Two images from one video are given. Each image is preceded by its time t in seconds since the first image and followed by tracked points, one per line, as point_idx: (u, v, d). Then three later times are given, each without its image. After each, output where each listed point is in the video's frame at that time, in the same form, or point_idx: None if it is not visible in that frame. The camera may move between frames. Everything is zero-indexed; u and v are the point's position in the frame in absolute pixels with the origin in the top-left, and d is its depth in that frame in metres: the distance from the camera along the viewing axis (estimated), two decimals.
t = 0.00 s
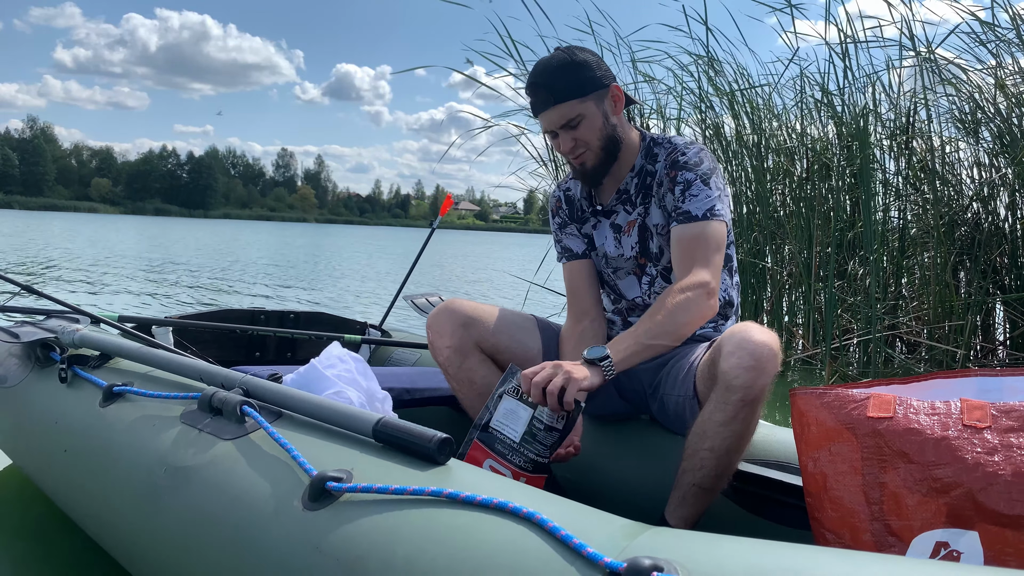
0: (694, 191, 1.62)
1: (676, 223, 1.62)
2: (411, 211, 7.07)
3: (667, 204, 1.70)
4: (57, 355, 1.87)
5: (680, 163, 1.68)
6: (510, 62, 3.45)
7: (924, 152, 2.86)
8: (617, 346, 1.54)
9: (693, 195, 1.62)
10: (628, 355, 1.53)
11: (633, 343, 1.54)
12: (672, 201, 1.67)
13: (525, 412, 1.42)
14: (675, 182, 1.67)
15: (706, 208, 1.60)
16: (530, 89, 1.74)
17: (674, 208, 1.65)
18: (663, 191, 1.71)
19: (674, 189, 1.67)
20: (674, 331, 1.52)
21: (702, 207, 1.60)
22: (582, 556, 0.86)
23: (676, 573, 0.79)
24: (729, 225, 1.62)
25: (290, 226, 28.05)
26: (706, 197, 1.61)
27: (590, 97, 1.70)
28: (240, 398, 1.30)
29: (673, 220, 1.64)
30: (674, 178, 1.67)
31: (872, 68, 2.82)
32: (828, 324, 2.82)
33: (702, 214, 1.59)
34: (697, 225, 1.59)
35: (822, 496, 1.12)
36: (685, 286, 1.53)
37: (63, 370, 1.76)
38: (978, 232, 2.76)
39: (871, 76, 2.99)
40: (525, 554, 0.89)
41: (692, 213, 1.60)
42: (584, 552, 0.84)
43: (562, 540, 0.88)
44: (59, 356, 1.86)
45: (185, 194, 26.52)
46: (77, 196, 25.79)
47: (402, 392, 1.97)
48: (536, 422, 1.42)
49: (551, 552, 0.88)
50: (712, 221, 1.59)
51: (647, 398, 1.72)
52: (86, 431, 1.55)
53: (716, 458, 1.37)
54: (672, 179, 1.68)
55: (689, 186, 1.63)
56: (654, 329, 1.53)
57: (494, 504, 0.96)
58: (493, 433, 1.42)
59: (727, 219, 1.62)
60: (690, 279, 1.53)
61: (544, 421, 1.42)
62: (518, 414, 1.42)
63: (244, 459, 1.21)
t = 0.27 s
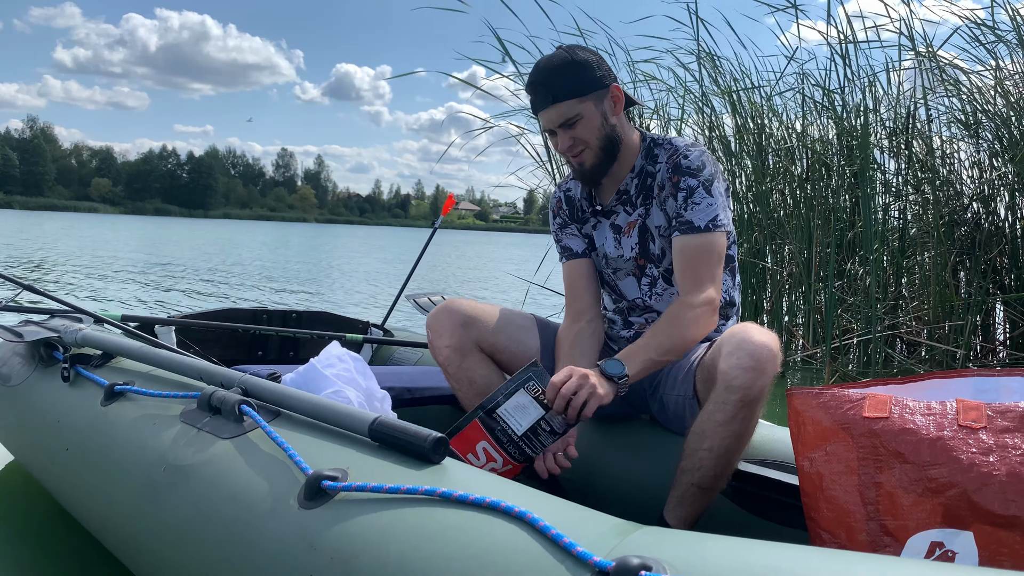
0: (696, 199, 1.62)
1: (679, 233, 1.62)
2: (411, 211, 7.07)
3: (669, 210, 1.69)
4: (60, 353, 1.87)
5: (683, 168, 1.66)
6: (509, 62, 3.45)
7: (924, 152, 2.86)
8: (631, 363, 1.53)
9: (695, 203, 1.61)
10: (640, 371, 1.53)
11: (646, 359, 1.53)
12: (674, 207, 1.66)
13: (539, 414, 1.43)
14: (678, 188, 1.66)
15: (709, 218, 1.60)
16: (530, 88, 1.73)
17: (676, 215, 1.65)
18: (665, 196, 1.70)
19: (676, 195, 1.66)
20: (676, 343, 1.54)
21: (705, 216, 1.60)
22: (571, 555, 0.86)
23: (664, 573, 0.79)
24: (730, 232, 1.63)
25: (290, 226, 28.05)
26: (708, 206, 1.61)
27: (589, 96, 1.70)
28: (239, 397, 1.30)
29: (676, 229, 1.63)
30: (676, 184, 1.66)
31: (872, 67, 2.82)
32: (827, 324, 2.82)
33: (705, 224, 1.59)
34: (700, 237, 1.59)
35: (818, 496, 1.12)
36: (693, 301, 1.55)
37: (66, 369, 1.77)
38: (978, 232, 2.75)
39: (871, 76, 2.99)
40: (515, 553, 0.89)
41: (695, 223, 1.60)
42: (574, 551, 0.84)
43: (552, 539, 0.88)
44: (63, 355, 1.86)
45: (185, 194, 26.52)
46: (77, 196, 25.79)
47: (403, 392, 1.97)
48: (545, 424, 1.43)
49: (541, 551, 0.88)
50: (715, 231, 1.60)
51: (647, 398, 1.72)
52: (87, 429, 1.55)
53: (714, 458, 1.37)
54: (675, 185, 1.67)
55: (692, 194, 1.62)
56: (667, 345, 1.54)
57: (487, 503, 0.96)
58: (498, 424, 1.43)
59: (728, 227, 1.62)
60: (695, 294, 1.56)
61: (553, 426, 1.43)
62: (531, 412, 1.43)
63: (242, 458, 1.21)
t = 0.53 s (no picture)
0: (699, 207, 1.63)
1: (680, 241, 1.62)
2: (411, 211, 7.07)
3: (671, 216, 1.70)
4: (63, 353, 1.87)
5: (686, 174, 1.66)
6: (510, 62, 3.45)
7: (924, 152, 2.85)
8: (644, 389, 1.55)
9: (698, 211, 1.62)
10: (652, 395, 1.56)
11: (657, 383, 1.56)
12: (677, 214, 1.67)
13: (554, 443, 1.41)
14: (681, 195, 1.66)
15: (712, 227, 1.61)
16: (533, 88, 1.73)
17: (679, 222, 1.66)
18: (667, 200, 1.71)
19: (680, 202, 1.66)
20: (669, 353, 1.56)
21: (707, 226, 1.61)
22: (563, 554, 0.86)
23: (653, 571, 0.79)
24: (731, 239, 1.66)
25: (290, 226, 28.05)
26: (711, 214, 1.62)
27: (593, 96, 1.70)
28: (237, 397, 1.30)
29: (678, 236, 1.64)
30: (680, 191, 1.66)
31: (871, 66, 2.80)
32: (827, 324, 2.82)
33: (707, 233, 1.60)
34: (703, 246, 1.60)
35: (816, 496, 1.12)
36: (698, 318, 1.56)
37: (69, 368, 1.77)
38: (978, 231, 2.75)
39: (872, 76, 2.99)
40: (507, 552, 0.89)
41: (697, 231, 1.61)
42: (565, 550, 0.84)
43: (543, 538, 0.88)
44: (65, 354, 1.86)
45: (185, 194, 26.52)
46: (78, 196, 25.80)
47: (404, 391, 1.97)
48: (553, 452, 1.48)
49: (533, 550, 0.88)
50: (716, 239, 1.61)
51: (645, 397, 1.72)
52: (88, 429, 1.55)
53: (712, 458, 1.37)
54: (678, 191, 1.67)
55: (695, 202, 1.63)
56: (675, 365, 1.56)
57: (480, 502, 0.96)
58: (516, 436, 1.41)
59: (730, 236, 1.64)
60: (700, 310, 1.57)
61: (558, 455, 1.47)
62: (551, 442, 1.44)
63: (240, 457, 1.21)
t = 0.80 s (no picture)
0: (707, 207, 1.63)
1: (687, 241, 1.63)
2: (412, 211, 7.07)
3: (677, 215, 1.70)
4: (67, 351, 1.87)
5: (693, 173, 1.67)
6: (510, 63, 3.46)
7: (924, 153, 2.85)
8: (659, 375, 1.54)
9: (705, 211, 1.63)
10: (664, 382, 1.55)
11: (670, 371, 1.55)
12: (684, 213, 1.67)
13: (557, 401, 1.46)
14: (688, 194, 1.67)
15: (719, 226, 1.61)
16: (543, 83, 1.73)
17: (685, 222, 1.66)
18: (673, 199, 1.71)
19: (687, 202, 1.67)
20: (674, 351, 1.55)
21: (715, 225, 1.61)
22: (554, 549, 0.86)
23: (642, 565, 0.80)
24: (737, 240, 1.66)
25: (290, 226, 28.06)
26: (718, 213, 1.62)
27: (603, 92, 1.70)
28: (237, 395, 1.30)
29: (686, 237, 1.64)
30: (687, 190, 1.67)
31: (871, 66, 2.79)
32: (827, 324, 2.82)
33: (715, 233, 1.61)
34: (711, 246, 1.60)
35: (812, 495, 1.12)
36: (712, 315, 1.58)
37: (72, 367, 1.77)
38: (978, 232, 2.75)
39: (872, 76, 2.98)
40: (499, 548, 0.89)
41: (704, 231, 1.62)
42: (555, 545, 0.85)
43: (535, 534, 0.89)
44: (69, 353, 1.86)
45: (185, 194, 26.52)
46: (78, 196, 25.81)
47: (405, 390, 1.97)
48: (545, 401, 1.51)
49: (524, 545, 0.88)
50: (725, 239, 1.62)
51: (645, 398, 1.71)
52: (90, 426, 1.55)
53: (712, 458, 1.37)
54: (685, 190, 1.67)
55: (702, 201, 1.63)
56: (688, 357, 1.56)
57: (473, 498, 0.96)
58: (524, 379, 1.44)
59: (736, 237, 1.64)
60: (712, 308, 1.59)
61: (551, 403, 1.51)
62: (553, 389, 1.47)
63: (238, 454, 1.21)
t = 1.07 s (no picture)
0: (717, 204, 1.62)
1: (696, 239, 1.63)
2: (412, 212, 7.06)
3: (686, 211, 1.69)
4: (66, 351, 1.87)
5: (705, 170, 1.66)
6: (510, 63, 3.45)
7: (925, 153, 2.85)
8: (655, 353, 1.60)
9: (715, 208, 1.62)
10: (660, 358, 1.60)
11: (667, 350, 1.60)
12: (693, 209, 1.66)
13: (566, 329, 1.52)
14: (698, 190, 1.66)
15: (730, 225, 1.61)
16: (566, 62, 1.74)
17: (695, 218, 1.65)
18: (682, 195, 1.70)
19: (697, 198, 1.66)
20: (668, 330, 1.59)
21: (725, 224, 1.61)
22: (542, 550, 0.86)
23: (629, 565, 0.80)
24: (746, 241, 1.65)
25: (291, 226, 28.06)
26: (728, 212, 1.61)
27: (624, 79, 1.72)
28: (232, 394, 1.30)
29: (695, 234, 1.64)
30: (698, 187, 1.66)
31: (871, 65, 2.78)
32: (827, 324, 2.82)
33: (725, 232, 1.60)
34: (720, 246, 1.61)
35: (807, 496, 1.12)
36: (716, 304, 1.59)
37: (71, 366, 1.77)
38: (978, 231, 2.74)
39: (872, 76, 2.98)
40: (487, 548, 0.89)
41: (714, 229, 1.61)
42: (543, 546, 0.84)
43: (523, 535, 0.88)
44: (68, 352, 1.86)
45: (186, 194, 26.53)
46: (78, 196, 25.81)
47: (404, 390, 1.97)
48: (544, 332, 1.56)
49: (513, 546, 0.88)
50: (734, 237, 1.61)
51: (643, 399, 1.69)
52: (87, 425, 1.55)
53: (706, 458, 1.37)
54: (696, 186, 1.66)
55: (713, 198, 1.63)
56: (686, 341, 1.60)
57: (463, 499, 0.96)
58: (539, 306, 1.47)
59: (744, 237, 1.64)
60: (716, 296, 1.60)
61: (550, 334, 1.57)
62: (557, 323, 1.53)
63: (232, 453, 1.21)
